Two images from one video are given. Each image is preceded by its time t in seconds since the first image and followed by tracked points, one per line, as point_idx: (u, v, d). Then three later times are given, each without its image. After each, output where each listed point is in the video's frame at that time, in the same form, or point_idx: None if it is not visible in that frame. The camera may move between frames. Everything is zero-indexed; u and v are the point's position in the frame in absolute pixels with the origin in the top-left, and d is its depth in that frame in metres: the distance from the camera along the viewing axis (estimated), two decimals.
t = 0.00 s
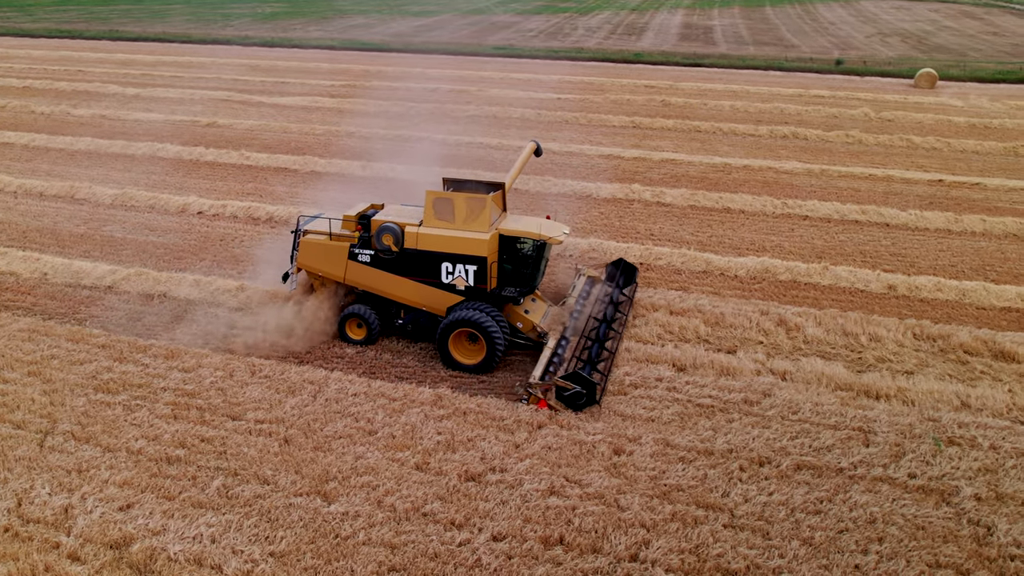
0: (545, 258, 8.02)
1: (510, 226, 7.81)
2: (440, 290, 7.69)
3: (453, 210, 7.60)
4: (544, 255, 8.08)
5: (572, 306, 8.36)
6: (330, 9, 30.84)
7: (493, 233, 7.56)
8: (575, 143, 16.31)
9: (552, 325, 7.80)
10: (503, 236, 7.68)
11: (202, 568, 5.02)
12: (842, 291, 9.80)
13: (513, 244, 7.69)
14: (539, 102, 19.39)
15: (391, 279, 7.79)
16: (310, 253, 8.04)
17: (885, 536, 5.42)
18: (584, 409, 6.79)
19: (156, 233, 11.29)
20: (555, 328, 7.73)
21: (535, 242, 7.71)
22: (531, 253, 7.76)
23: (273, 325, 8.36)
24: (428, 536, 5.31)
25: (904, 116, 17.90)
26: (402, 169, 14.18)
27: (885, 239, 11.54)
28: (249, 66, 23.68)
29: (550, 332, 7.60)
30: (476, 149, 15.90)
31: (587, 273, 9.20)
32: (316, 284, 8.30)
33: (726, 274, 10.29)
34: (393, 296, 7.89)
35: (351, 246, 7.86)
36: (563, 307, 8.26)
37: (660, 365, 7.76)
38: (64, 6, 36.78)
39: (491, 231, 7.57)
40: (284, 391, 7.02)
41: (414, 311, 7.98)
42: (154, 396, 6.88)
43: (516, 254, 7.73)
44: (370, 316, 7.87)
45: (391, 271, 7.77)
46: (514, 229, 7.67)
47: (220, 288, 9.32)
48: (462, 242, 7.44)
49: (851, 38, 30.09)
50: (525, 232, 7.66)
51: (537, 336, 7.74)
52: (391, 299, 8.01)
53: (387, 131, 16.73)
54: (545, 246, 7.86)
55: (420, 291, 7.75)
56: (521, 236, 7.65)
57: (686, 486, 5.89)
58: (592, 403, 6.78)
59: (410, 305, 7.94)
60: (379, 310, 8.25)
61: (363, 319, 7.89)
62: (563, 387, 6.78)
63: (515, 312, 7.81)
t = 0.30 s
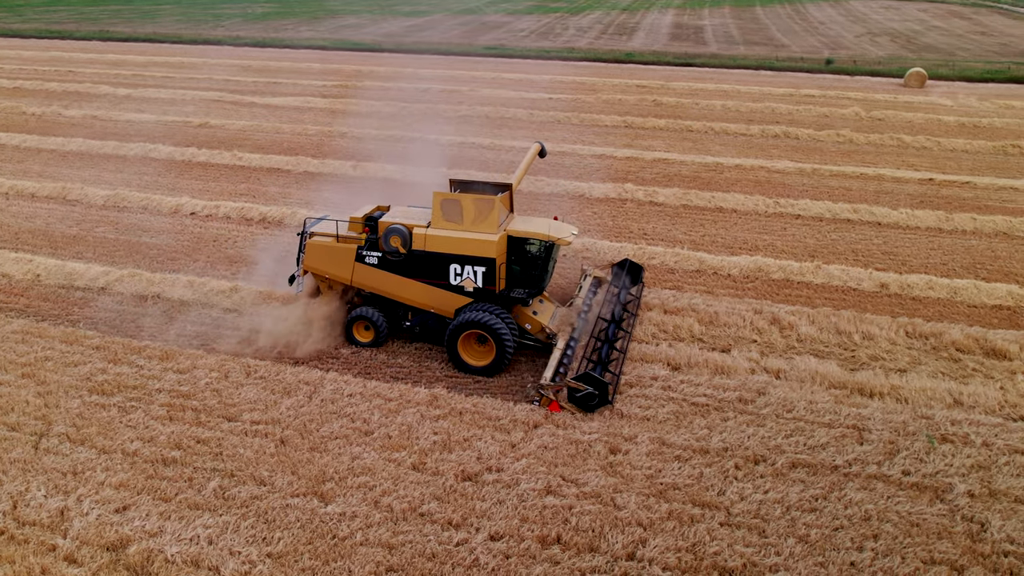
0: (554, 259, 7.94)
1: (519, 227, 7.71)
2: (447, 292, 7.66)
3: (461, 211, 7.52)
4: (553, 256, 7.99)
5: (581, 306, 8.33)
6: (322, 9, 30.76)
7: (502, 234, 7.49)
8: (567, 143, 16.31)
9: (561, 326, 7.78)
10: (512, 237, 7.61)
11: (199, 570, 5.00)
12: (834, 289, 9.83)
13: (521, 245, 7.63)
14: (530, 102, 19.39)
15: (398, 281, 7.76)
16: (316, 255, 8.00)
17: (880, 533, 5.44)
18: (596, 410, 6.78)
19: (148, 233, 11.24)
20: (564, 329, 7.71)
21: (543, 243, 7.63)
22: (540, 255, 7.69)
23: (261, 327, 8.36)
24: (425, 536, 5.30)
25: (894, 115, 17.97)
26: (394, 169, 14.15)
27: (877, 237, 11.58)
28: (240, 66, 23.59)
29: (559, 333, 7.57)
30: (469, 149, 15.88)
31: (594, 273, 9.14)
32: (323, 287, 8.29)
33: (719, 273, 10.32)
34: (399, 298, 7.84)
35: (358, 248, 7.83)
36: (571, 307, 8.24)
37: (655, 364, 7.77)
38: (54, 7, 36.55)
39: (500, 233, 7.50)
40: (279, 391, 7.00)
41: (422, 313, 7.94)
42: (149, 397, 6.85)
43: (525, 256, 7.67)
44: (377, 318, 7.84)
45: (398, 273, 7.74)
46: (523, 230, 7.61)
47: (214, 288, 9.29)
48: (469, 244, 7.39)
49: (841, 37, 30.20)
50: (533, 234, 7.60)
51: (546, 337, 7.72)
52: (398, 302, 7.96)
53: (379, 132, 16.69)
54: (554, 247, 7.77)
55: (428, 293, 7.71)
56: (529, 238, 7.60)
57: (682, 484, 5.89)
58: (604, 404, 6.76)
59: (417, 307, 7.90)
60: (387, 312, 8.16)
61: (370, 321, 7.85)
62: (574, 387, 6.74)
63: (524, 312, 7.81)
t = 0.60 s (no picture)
0: (556, 259, 7.98)
1: (521, 228, 7.73)
2: (451, 294, 7.62)
3: (464, 212, 7.52)
4: (556, 256, 8.01)
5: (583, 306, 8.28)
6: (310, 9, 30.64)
7: (505, 235, 7.49)
8: (555, 142, 16.33)
9: (564, 326, 7.75)
10: (515, 237, 7.63)
11: (191, 572, 4.97)
12: (821, 287, 9.90)
13: (524, 246, 7.66)
14: (517, 102, 19.40)
15: (401, 283, 7.70)
16: (318, 258, 7.90)
17: (869, 528, 5.48)
18: (604, 411, 6.75)
19: (136, 234, 11.17)
20: (568, 329, 7.69)
21: (546, 243, 7.66)
22: (542, 255, 7.73)
23: (244, 329, 8.33)
24: (417, 536, 5.29)
25: (878, 113, 18.11)
26: (381, 169, 14.11)
27: (862, 235, 11.67)
28: (228, 66, 23.45)
29: (563, 334, 7.54)
30: (457, 149, 15.86)
31: (593, 273, 9.15)
32: (323, 289, 8.16)
33: (707, 271, 10.37)
34: (402, 300, 7.79)
35: (361, 250, 7.77)
36: (573, 308, 8.21)
37: (644, 363, 7.79)
38: (37, 7, 36.20)
39: (503, 233, 7.51)
40: (268, 392, 6.97)
41: (425, 315, 7.87)
42: (138, 399, 6.80)
43: (527, 256, 7.70)
44: (380, 320, 7.79)
45: (402, 275, 7.69)
46: (526, 230, 7.64)
47: (202, 290, 9.24)
48: (473, 245, 7.39)
49: (825, 36, 30.40)
50: (536, 234, 7.63)
51: (549, 337, 7.68)
52: (401, 303, 7.88)
53: (365, 132, 16.64)
54: (556, 247, 7.80)
55: (431, 294, 7.67)
56: (532, 238, 7.62)
57: (673, 481, 5.91)
58: (612, 405, 6.74)
59: (420, 309, 7.84)
60: (389, 314, 8.12)
61: (373, 324, 7.81)
62: (581, 389, 6.74)
63: (527, 314, 7.75)
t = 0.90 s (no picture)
0: (552, 259, 7.94)
1: (518, 228, 7.67)
2: (448, 295, 7.57)
3: (459, 212, 7.45)
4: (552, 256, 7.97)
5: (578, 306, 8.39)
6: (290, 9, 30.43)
7: (502, 236, 7.42)
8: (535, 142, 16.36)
9: (561, 327, 7.86)
10: (511, 238, 7.56)
11: None
12: (799, 283, 10.01)
13: (521, 246, 7.59)
14: (496, 101, 19.40)
15: (397, 284, 7.64)
16: (312, 260, 7.84)
17: (851, 521, 5.56)
18: (605, 411, 6.78)
19: (113, 236, 11.04)
20: (564, 330, 7.76)
21: (542, 243, 7.60)
22: (539, 255, 7.67)
23: (223, 331, 8.26)
24: (404, 536, 5.29)
25: (853, 111, 18.34)
26: (361, 169, 14.05)
27: (840, 232, 11.81)
28: (206, 67, 23.23)
29: (559, 334, 7.60)
30: (437, 149, 15.85)
31: (587, 273, 9.27)
32: (317, 291, 8.12)
33: (687, 269, 10.44)
34: (398, 302, 7.73)
35: (356, 252, 7.70)
36: (569, 308, 8.30)
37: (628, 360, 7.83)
38: (10, 8, 35.62)
39: (500, 234, 7.43)
40: (251, 394, 6.92)
41: (421, 317, 7.88)
42: (120, 403, 6.71)
43: (524, 256, 7.64)
44: (376, 322, 7.72)
45: (398, 277, 7.63)
46: (522, 230, 7.58)
47: (183, 292, 9.16)
48: (469, 246, 7.31)
49: (801, 36, 30.72)
50: (533, 234, 7.57)
51: (546, 337, 7.66)
52: (397, 306, 7.87)
53: (344, 132, 16.55)
54: (553, 247, 7.75)
55: (428, 296, 7.61)
56: (529, 238, 7.56)
57: (658, 478, 5.96)
58: (612, 404, 6.77)
59: (417, 311, 7.83)
60: (385, 316, 8.08)
61: (369, 325, 7.72)
62: (582, 389, 6.77)
63: (524, 314, 7.75)
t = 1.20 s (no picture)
0: (550, 258, 7.87)
1: (515, 228, 7.61)
2: (446, 296, 7.52)
3: (457, 213, 7.40)
4: (549, 256, 7.92)
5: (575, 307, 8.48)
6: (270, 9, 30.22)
7: (500, 237, 7.38)
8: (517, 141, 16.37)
9: (558, 328, 7.95)
10: (508, 238, 7.50)
11: None
12: (780, 280, 10.11)
13: (518, 246, 7.52)
14: (477, 101, 19.40)
15: (395, 286, 7.60)
16: (309, 262, 7.81)
17: (835, 516, 5.63)
18: (606, 411, 6.80)
19: (93, 239, 10.91)
20: (562, 331, 7.80)
21: (539, 244, 7.54)
22: (537, 256, 7.59)
23: (206, 334, 8.19)
24: (392, 536, 5.28)
25: (830, 109, 18.55)
26: (342, 169, 13.99)
27: (819, 229, 11.94)
28: (184, 68, 22.99)
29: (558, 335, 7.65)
30: (419, 150, 15.80)
31: (582, 274, 9.35)
32: (314, 294, 8.06)
33: (669, 267, 10.50)
34: (396, 304, 7.70)
35: (353, 254, 7.66)
36: (566, 309, 8.36)
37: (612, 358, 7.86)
38: None
39: (498, 235, 7.39)
40: (235, 396, 6.87)
41: (419, 318, 7.85)
42: (103, 406, 6.64)
43: (521, 257, 7.56)
44: (374, 324, 7.69)
45: (396, 278, 7.59)
46: (519, 231, 7.52)
47: (165, 294, 9.06)
48: (467, 246, 7.27)
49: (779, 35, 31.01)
50: (530, 234, 7.50)
51: (544, 337, 7.69)
52: (395, 307, 7.83)
53: (325, 132, 16.47)
54: (550, 247, 7.69)
55: (426, 297, 7.56)
56: (527, 239, 7.50)
57: (643, 475, 5.99)
58: (613, 405, 6.79)
59: (414, 312, 7.79)
60: (382, 317, 8.04)
61: (367, 328, 7.70)
62: (584, 389, 6.81)
63: (522, 314, 7.75)
